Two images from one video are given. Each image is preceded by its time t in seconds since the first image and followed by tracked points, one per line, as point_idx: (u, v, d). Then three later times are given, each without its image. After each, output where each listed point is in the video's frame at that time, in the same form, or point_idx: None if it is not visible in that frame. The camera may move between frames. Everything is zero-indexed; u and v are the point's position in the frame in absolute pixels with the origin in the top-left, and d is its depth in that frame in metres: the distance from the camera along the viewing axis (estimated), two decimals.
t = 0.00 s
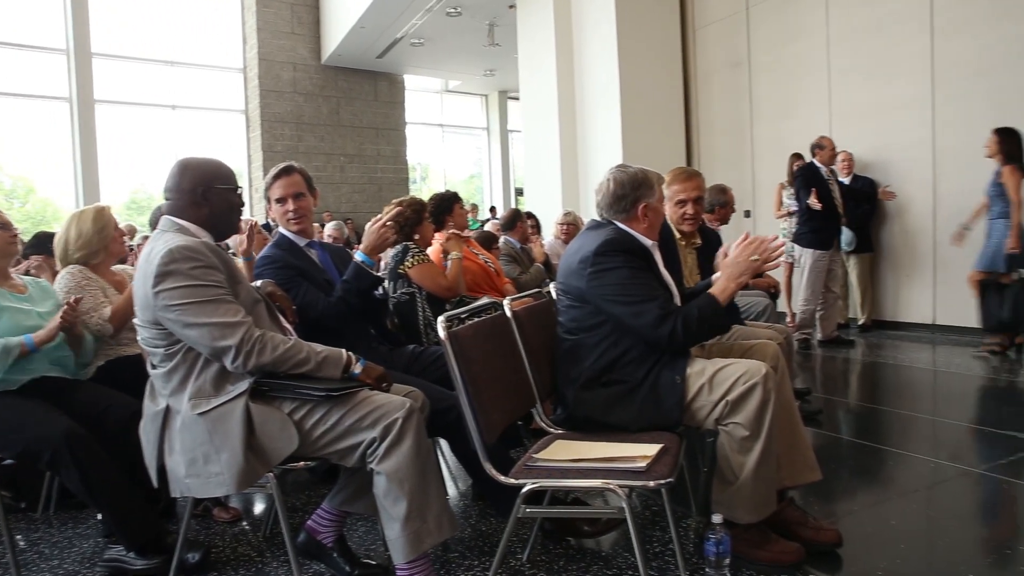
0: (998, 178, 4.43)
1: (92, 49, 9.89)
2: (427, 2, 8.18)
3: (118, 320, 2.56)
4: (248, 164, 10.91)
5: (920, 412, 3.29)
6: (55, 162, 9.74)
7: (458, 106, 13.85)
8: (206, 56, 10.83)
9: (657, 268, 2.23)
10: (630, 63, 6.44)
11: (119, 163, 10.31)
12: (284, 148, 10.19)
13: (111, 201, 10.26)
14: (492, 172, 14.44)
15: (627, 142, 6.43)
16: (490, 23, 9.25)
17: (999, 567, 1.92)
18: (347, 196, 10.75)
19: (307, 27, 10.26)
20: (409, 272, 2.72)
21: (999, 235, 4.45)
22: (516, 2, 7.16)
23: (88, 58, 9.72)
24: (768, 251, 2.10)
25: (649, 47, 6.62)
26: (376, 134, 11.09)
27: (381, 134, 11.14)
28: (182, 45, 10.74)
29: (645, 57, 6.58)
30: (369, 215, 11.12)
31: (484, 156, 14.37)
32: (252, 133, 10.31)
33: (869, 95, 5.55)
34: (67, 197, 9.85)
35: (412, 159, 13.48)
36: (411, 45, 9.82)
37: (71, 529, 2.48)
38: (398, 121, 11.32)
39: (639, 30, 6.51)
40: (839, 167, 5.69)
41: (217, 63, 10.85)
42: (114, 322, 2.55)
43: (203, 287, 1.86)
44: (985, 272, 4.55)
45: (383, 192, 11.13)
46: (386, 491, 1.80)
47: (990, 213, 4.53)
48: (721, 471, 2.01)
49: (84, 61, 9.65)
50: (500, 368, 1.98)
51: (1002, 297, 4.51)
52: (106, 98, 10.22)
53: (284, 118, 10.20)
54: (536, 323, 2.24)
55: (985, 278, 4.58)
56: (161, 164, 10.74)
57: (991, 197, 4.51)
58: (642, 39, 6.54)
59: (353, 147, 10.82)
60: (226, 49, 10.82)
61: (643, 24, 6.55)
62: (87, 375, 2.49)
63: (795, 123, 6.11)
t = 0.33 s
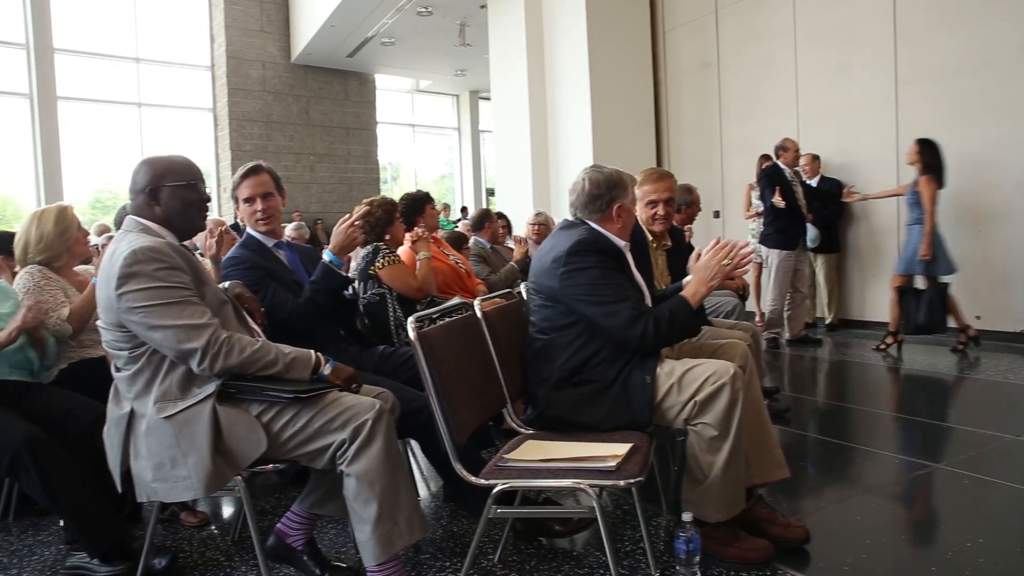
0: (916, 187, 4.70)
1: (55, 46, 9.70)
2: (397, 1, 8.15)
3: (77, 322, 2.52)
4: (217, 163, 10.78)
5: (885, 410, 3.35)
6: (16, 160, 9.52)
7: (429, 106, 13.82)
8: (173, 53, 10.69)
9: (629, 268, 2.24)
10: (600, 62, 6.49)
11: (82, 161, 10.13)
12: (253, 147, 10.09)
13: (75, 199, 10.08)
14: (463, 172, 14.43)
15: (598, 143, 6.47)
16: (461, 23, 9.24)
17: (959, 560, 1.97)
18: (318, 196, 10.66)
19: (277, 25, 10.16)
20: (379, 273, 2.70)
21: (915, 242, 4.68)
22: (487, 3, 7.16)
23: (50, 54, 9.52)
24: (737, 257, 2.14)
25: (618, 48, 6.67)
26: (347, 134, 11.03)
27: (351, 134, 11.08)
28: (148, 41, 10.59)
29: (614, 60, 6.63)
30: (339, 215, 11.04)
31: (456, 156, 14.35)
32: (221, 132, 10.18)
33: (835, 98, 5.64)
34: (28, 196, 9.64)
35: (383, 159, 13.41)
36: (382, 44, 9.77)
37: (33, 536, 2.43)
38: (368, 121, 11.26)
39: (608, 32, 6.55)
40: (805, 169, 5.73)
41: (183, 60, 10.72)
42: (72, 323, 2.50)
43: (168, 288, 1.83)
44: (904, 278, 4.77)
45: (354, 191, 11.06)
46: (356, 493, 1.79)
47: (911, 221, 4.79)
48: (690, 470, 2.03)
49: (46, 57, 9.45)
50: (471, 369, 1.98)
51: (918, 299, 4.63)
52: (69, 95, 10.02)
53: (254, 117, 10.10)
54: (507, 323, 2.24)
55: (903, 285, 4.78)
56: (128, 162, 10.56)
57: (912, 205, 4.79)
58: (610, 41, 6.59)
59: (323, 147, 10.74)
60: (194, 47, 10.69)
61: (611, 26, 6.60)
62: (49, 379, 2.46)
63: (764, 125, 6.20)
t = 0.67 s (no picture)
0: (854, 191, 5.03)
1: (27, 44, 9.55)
2: (375, 3, 8.13)
3: (52, 324, 2.49)
4: (193, 164, 10.68)
5: (861, 411, 3.40)
6: None
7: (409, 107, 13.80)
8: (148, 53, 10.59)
9: (607, 269, 2.25)
10: (576, 65, 6.52)
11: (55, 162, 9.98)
12: (230, 148, 10.00)
13: (48, 199, 9.94)
14: (443, 173, 14.42)
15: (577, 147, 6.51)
16: (441, 25, 9.23)
17: (932, 557, 1.99)
18: (297, 198, 10.61)
19: (255, 25, 10.07)
20: (357, 275, 2.72)
21: (855, 243, 4.98)
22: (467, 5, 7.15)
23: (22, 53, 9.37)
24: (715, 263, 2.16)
25: (595, 52, 6.71)
26: (326, 135, 10.98)
27: (330, 135, 11.03)
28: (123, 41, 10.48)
29: (592, 64, 6.66)
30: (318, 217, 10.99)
31: (435, 157, 14.34)
32: (198, 132, 10.09)
33: (811, 101, 5.71)
34: None
35: (362, 160, 13.35)
36: (361, 45, 9.74)
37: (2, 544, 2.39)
38: (347, 122, 11.22)
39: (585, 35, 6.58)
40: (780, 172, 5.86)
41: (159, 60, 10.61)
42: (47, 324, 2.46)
43: (144, 289, 1.81)
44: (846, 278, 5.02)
45: (332, 193, 11.01)
46: (335, 497, 1.78)
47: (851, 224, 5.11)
48: (669, 472, 2.03)
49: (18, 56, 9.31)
50: (449, 370, 1.97)
51: (858, 298, 4.85)
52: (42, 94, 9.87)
53: (231, 117, 10.01)
54: (485, 326, 2.24)
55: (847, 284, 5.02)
56: (102, 162, 10.42)
57: (851, 209, 5.11)
58: (588, 44, 6.62)
59: (302, 148, 10.68)
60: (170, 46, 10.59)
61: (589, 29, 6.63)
62: (21, 384, 2.36)
63: (741, 128, 6.26)
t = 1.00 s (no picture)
0: (801, 199, 5.27)
1: None
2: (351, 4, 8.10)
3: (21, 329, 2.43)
4: (168, 164, 10.57)
5: (835, 411, 3.44)
6: None
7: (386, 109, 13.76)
8: (122, 52, 10.48)
9: (585, 272, 2.26)
10: (555, 67, 6.53)
11: (25, 162, 9.82)
12: (206, 148, 9.90)
13: (19, 200, 9.80)
14: (421, 175, 14.39)
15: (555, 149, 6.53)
16: (419, 26, 9.22)
17: (905, 556, 2.02)
18: (274, 199, 10.52)
19: (232, 25, 9.98)
20: (333, 277, 2.72)
21: (804, 248, 5.24)
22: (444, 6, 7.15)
23: None
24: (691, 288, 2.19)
25: (572, 55, 6.73)
26: (304, 135, 10.91)
27: (308, 136, 10.96)
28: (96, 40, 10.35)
29: (570, 66, 6.69)
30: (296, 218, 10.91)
31: (413, 159, 14.30)
32: (173, 133, 9.98)
33: (787, 105, 5.77)
34: None
35: (340, 161, 13.28)
36: (340, 46, 9.69)
37: None
38: (325, 122, 11.15)
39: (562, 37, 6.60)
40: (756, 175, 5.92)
41: (133, 60, 10.52)
42: (15, 329, 2.41)
43: (117, 292, 1.78)
44: (795, 283, 5.28)
45: (310, 194, 10.95)
46: (311, 501, 1.76)
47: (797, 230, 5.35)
48: (647, 474, 2.04)
49: None
50: (426, 373, 1.97)
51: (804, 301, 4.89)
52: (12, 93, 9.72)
53: (207, 117, 9.91)
54: (462, 328, 2.24)
55: (795, 287, 5.29)
56: (74, 162, 10.28)
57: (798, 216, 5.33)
58: (564, 46, 6.65)
59: (279, 149, 10.59)
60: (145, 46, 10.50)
61: (566, 31, 6.65)
62: None
63: (718, 131, 6.31)
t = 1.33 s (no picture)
0: (754, 201, 5.33)
1: None
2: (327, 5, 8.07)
3: None
4: (144, 165, 10.44)
5: (810, 411, 3.49)
6: None
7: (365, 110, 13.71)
8: (97, 51, 10.36)
9: (561, 275, 2.26)
10: (532, 70, 6.56)
11: None
12: (183, 149, 9.80)
13: None
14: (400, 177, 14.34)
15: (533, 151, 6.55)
16: (398, 27, 9.20)
17: (879, 555, 2.04)
18: (250, 201, 10.43)
19: (208, 24, 9.89)
20: (310, 279, 2.71)
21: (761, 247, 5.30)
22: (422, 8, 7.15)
23: None
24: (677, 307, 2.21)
25: (550, 58, 6.75)
26: (281, 136, 10.83)
27: (286, 136, 10.89)
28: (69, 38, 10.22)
29: (548, 69, 6.71)
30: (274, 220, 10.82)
31: (392, 160, 14.25)
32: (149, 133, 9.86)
33: (763, 109, 5.84)
34: None
35: (317, 162, 13.20)
36: (318, 46, 9.64)
37: None
38: (303, 123, 11.08)
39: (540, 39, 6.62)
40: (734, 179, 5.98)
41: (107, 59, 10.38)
42: None
43: (92, 293, 1.75)
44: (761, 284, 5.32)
45: (288, 196, 10.87)
46: (287, 505, 1.74)
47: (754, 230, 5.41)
48: (625, 475, 2.04)
49: None
50: (404, 376, 1.96)
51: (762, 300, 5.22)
52: None
53: (184, 118, 9.81)
54: (440, 330, 2.23)
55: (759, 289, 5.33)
56: (47, 162, 10.12)
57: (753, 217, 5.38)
58: (542, 49, 6.66)
59: (256, 150, 10.51)
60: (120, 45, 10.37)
61: (544, 33, 6.67)
62: None
63: (696, 134, 6.36)
